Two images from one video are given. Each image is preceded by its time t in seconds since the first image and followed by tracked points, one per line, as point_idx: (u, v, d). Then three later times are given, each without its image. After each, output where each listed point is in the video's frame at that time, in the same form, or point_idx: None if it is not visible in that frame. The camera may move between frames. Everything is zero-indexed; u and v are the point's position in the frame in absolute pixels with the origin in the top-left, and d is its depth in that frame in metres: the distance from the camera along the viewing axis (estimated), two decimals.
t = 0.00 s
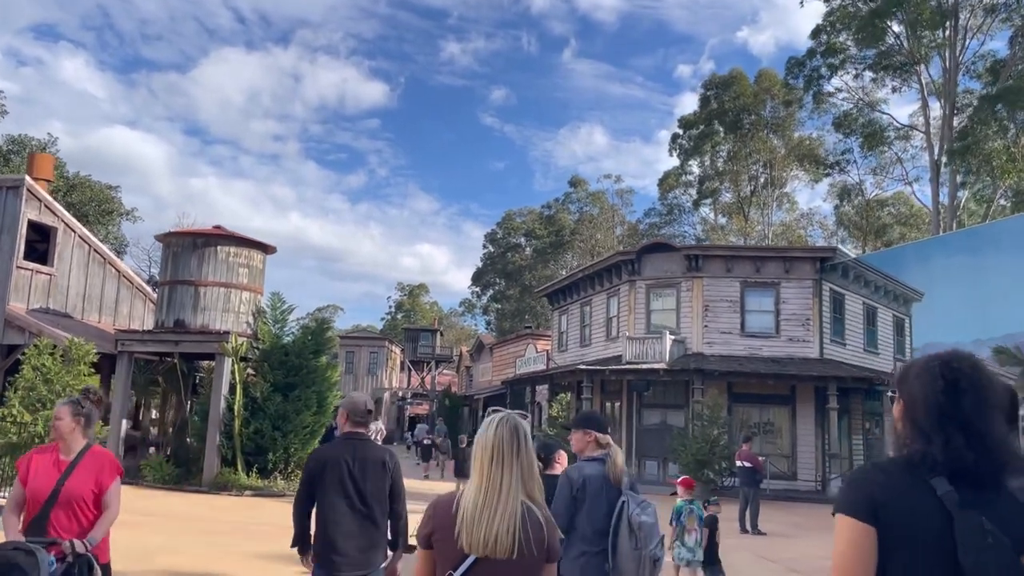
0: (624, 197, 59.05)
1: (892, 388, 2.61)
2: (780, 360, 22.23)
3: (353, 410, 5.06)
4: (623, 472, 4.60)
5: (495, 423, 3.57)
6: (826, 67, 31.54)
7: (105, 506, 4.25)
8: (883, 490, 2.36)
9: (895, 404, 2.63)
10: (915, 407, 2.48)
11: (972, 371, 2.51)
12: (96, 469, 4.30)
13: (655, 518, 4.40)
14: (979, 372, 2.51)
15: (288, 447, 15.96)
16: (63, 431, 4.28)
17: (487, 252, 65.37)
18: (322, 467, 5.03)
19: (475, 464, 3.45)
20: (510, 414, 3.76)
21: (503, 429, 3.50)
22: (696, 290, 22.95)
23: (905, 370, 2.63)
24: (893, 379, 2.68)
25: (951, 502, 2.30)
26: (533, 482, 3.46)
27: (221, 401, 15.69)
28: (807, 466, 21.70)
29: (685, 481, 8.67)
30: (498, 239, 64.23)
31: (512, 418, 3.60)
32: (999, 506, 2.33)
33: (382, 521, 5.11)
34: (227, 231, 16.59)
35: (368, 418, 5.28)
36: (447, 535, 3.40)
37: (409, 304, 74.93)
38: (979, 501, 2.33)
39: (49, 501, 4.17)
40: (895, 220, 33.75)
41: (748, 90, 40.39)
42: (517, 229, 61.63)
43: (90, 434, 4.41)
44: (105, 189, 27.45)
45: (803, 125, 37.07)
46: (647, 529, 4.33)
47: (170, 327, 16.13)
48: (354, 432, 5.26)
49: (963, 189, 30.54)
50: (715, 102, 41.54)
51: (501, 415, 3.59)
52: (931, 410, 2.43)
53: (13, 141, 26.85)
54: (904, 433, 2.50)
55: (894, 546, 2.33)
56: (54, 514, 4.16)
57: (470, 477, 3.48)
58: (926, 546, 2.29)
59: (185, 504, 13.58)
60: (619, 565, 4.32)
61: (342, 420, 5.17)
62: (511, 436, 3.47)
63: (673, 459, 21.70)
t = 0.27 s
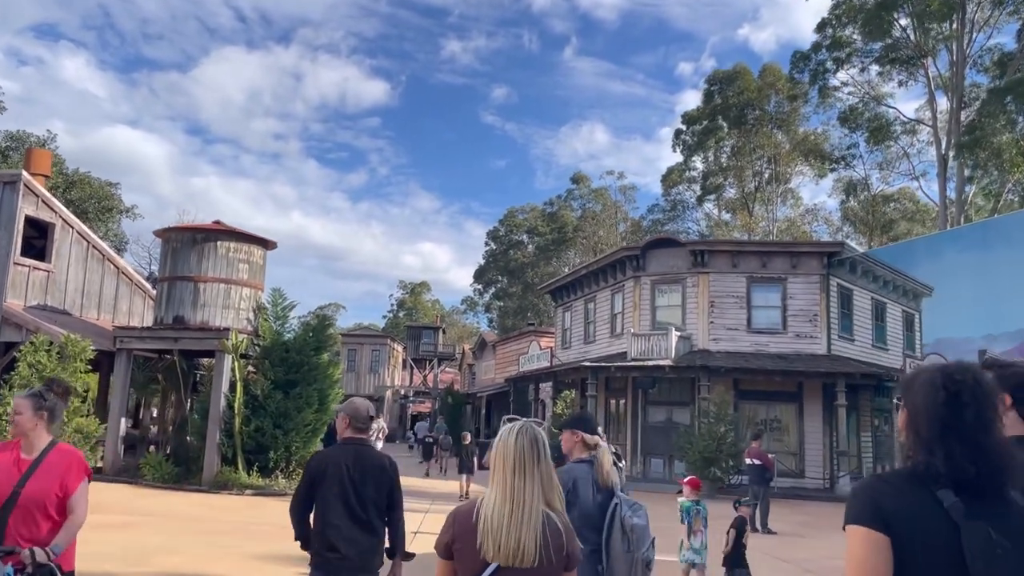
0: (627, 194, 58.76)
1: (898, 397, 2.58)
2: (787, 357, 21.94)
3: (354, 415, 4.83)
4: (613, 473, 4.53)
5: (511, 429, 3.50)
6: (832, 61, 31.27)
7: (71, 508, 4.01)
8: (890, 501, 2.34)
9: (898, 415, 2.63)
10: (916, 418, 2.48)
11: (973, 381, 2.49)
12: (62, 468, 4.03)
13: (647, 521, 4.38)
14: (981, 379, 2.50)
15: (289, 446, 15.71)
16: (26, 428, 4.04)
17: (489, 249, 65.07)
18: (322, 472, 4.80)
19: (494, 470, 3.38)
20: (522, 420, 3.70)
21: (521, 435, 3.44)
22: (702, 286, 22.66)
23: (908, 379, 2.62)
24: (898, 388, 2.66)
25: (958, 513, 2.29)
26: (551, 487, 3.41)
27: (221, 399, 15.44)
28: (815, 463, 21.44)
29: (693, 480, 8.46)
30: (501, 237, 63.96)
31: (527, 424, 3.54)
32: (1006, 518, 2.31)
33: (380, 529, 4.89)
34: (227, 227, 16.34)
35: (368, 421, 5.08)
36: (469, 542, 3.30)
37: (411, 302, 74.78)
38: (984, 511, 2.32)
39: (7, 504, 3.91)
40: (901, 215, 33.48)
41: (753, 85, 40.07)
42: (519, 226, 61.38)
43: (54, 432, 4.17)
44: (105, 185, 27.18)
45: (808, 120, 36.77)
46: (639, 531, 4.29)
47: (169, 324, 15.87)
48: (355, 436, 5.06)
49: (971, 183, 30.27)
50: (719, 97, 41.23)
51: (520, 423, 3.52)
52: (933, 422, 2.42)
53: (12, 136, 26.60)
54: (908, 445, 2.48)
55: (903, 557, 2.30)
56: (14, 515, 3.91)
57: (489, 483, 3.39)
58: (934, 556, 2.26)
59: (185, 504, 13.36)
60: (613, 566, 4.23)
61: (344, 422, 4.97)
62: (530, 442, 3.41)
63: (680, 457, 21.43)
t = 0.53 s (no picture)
0: (630, 191, 58.43)
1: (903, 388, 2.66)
2: (795, 354, 21.66)
3: (358, 409, 4.83)
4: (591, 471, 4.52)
5: (523, 420, 3.21)
6: (838, 55, 30.95)
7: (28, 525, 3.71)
8: (889, 491, 2.43)
9: (909, 403, 2.70)
10: (923, 404, 2.54)
11: (979, 367, 2.56)
12: (12, 484, 3.71)
13: (633, 521, 4.39)
14: (987, 366, 2.57)
15: (292, 446, 15.45)
16: None
17: (492, 248, 64.72)
18: (324, 465, 4.72)
19: (506, 463, 3.09)
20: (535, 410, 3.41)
21: (532, 426, 3.15)
22: (709, 283, 22.38)
23: (915, 368, 2.69)
24: (906, 377, 2.74)
25: (961, 501, 2.35)
26: (566, 481, 3.11)
27: (222, 399, 15.20)
28: (824, 462, 21.16)
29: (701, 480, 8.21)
30: (503, 235, 63.61)
31: (539, 414, 3.24)
32: (1010, 504, 2.37)
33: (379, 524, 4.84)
34: (227, 224, 16.09)
35: (369, 418, 5.03)
36: (483, 538, 3.05)
37: (414, 301, 74.47)
38: (988, 498, 2.38)
39: None
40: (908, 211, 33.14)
41: (757, 80, 39.71)
42: (522, 224, 61.06)
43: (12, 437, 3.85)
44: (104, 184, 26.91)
45: (813, 116, 36.43)
46: (625, 531, 4.28)
47: (169, 323, 15.61)
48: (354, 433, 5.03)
49: (979, 178, 29.96)
50: (723, 93, 40.90)
51: (532, 416, 3.22)
52: (938, 408, 2.49)
53: (10, 135, 26.33)
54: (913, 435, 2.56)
55: (903, 546, 2.40)
56: None
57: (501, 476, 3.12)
58: (928, 548, 2.36)
59: (186, 506, 13.12)
60: (602, 562, 4.11)
61: (342, 420, 4.92)
62: (542, 432, 3.12)
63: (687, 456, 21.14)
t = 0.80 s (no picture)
0: (634, 190, 58.14)
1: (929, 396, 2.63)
2: (805, 352, 21.39)
3: (347, 416, 4.82)
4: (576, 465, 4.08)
5: (552, 433, 3.28)
6: (844, 50, 30.68)
7: None
8: (908, 500, 2.41)
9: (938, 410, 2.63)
10: (951, 413, 2.47)
11: (1013, 379, 2.46)
12: None
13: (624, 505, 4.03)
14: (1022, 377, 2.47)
15: (295, 448, 15.23)
16: None
17: (496, 248, 64.47)
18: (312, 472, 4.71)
19: (533, 473, 3.15)
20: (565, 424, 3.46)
21: (561, 438, 3.21)
22: (717, 281, 22.10)
23: (947, 375, 2.61)
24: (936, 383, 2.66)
25: (979, 512, 2.32)
26: (592, 495, 3.15)
27: (224, 400, 15.01)
28: (834, 461, 20.88)
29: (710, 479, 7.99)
30: (507, 235, 63.36)
31: (568, 429, 3.30)
32: None
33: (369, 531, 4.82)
34: (228, 223, 15.87)
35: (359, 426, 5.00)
36: (506, 545, 3.10)
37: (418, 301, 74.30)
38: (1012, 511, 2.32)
39: None
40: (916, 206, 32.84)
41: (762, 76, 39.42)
42: (526, 224, 60.83)
43: None
44: (106, 184, 26.74)
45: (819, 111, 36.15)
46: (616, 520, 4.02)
47: (170, 324, 15.40)
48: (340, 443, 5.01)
49: (988, 174, 29.67)
50: (728, 90, 40.64)
51: (562, 428, 3.29)
52: (967, 420, 2.41)
53: (11, 136, 26.16)
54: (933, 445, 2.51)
55: (918, 552, 2.38)
56: None
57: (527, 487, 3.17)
58: (945, 557, 2.33)
59: (188, 510, 12.90)
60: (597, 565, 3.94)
61: (331, 429, 4.90)
62: (569, 445, 3.17)
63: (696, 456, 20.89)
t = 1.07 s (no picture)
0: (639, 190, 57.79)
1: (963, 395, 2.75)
2: (815, 351, 21.12)
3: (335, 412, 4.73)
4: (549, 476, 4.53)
5: (580, 432, 3.23)
6: (851, 46, 30.36)
7: None
8: (950, 491, 2.54)
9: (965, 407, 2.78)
10: (1000, 411, 2.58)
11: None
12: None
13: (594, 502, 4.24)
14: None
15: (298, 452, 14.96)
16: None
17: (501, 249, 64.16)
18: (303, 472, 4.64)
19: (562, 471, 3.09)
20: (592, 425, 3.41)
21: (590, 438, 3.16)
22: (725, 280, 21.81)
23: (982, 374, 2.72)
24: (968, 380, 2.78)
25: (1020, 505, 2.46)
26: (620, 496, 3.10)
27: (227, 404, 14.82)
28: (846, 462, 20.58)
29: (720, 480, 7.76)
30: (512, 236, 63.04)
31: (596, 430, 3.25)
32: None
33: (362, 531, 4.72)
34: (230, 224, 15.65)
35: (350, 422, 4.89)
36: (533, 542, 3.04)
37: (423, 304, 74.03)
38: None
39: None
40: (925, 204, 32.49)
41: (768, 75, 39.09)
42: (530, 225, 60.53)
43: None
44: (108, 187, 26.56)
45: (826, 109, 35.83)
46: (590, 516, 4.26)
47: (172, 327, 15.19)
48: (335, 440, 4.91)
49: (998, 171, 29.33)
50: (733, 88, 40.34)
51: (592, 428, 3.23)
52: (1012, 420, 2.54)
53: (12, 139, 25.97)
54: (976, 442, 2.64)
55: (963, 545, 2.48)
56: None
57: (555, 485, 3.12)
58: (989, 548, 2.45)
59: (190, 516, 12.68)
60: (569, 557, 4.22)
61: (322, 428, 4.81)
62: (599, 446, 3.12)
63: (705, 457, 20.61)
